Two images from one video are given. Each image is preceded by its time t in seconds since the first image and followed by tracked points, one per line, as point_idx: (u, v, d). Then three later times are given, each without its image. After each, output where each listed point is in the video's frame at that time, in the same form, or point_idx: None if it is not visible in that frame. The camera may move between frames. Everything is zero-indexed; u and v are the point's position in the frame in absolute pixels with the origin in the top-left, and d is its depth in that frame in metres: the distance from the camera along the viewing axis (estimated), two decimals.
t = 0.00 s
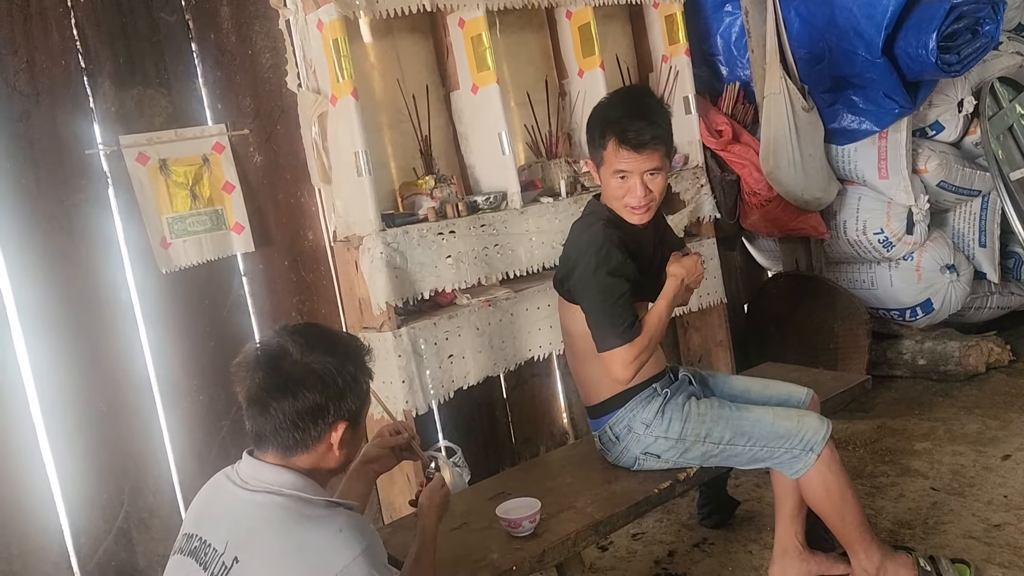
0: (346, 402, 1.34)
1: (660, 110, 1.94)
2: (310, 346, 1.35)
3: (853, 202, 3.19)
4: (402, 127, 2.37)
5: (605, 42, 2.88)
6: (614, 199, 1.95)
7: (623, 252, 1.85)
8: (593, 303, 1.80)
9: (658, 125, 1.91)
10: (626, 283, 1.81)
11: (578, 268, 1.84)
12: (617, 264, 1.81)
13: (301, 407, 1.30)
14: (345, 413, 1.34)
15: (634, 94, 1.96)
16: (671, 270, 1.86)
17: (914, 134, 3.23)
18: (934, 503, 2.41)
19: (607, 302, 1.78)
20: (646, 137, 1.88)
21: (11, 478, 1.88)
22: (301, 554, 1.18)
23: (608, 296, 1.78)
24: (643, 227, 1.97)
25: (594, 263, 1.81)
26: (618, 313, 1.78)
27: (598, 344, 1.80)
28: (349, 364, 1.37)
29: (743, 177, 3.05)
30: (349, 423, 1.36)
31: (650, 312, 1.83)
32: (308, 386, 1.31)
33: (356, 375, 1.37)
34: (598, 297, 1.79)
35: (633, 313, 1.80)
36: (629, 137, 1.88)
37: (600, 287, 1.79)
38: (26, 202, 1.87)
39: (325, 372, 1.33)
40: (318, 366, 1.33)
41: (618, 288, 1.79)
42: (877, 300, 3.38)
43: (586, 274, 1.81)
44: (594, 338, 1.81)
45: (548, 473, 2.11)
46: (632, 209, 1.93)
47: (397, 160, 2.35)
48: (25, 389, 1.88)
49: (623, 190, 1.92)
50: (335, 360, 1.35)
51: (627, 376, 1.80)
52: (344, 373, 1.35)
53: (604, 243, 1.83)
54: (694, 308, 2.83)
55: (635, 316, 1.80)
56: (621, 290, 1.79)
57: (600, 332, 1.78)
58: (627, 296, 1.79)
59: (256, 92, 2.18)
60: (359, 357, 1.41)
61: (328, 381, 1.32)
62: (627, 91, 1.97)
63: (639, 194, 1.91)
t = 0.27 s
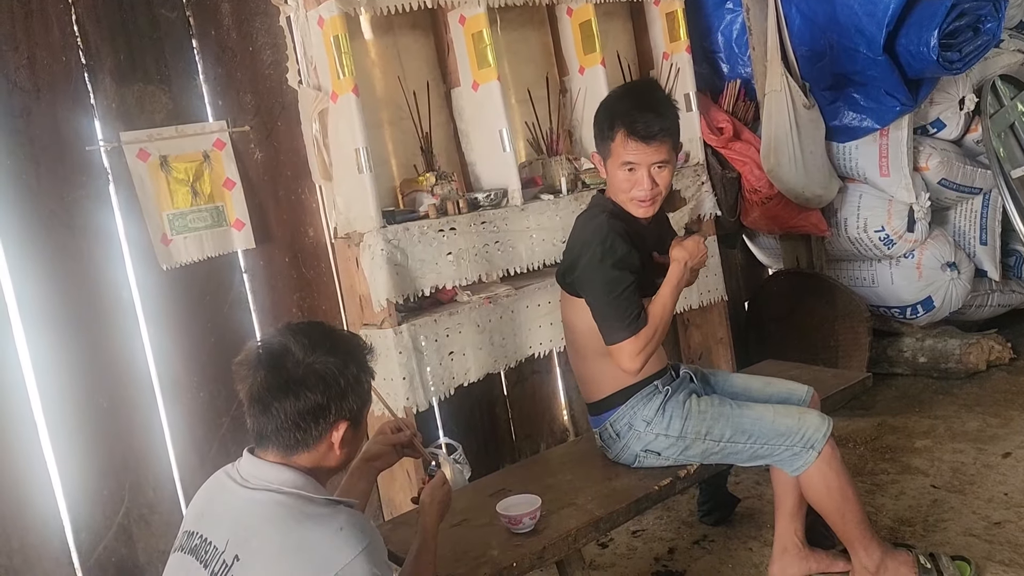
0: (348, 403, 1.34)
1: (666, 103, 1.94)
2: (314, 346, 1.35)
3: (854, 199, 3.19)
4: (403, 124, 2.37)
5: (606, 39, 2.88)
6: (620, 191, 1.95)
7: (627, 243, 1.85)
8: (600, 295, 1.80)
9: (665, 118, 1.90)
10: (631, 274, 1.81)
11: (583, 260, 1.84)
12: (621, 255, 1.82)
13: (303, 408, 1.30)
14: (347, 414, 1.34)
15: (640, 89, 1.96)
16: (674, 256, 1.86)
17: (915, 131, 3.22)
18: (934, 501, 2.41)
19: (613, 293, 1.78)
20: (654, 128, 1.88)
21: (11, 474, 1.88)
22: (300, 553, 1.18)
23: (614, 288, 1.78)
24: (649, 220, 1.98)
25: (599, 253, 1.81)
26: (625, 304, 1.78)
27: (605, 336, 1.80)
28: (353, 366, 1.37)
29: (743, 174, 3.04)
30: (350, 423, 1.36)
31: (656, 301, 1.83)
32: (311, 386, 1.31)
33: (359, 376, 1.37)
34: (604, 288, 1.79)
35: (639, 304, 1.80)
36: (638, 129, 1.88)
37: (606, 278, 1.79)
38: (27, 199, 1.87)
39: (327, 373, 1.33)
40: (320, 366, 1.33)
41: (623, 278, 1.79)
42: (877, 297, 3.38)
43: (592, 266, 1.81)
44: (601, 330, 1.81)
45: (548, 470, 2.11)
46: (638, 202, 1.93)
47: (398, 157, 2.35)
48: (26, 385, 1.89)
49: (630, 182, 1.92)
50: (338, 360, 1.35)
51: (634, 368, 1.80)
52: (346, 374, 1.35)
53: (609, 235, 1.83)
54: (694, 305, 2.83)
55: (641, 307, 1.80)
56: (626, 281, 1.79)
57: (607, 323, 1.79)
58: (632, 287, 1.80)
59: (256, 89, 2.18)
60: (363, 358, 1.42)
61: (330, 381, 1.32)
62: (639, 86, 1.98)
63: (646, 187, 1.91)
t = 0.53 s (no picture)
0: (343, 404, 1.34)
1: (664, 101, 1.94)
2: (311, 346, 1.35)
3: (851, 199, 3.19)
4: (400, 124, 2.37)
5: (603, 39, 2.88)
6: (615, 189, 1.94)
7: (627, 241, 1.85)
8: (597, 292, 1.80)
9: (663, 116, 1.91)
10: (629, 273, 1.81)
11: (583, 256, 1.85)
12: (621, 253, 1.81)
13: (299, 408, 1.30)
14: (344, 413, 1.34)
15: (637, 87, 1.96)
16: (674, 256, 1.86)
17: (912, 131, 3.23)
18: (931, 500, 2.41)
19: (610, 290, 1.78)
20: (647, 126, 1.88)
21: (7, 474, 1.87)
22: (298, 552, 1.18)
23: (611, 285, 1.78)
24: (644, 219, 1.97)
25: (598, 250, 1.81)
26: (621, 302, 1.78)
27: (599, 332, 1.80)
28: (349, 365, 1.37)
29: (741, 174, 3.05)
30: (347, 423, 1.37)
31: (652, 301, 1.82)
32: (307, 387, 1.31)
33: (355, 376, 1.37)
34: (602, 285, 1.79)
35: (635, 302, 1.80)
36: (631, 126, 1.88)
37: (603, 275, 1.79)
38: (23, 198, 1.87)
39: (324, 373, 1.32)
40: (316, 366, 1.32)
41: (621, 277, 1.79)
42: (875, 297, 3.38)
43: (592, 263, 1.81)
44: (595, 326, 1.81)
45: (545, 470, 2.11)
46: (631, 201, 1.92)
47: (395, 156, 2.35)
48: (23, 384, 1.88)
49: (623, 181, 1.92)
50: (334, 360, 1.34)
51: (627, 366, 1.80)
52: (343, 375, 1.34)
53: (609, 232, 1.83)
54: (692, 305, 2.83)
55: (637, 305, 1.80)
56: (625, 280, 1.79)
57: (602, 320, 1.79)
58: (630, 285, 1.79)
59: (253, 88, 2.18)
60: (359, 357, 1.41)
61: (326, 381, 1.32)
62: (636, 83, 1.98)
63: (638, 185, 1.90)
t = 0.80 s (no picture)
0: (343, 405, 1.34)
1: (662, 101, 1.94)
2: (310, 348, 1.35)
3: (846, 200, 3.19)
4: (396, 124, 2.37)
5: (599, 39, 2.88)
6: (612, 187, 1.94)
7: (620, 238, 1.85)
8: (573, 279, 1.83)
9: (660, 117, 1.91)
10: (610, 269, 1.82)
11: (574, 243, 1.86)
12: (608, 248, 1.82)
13: (297, 407, 1.29)
14: (342, 413, 1.34)
15: (636, 86, 1.96)
16: (664, 270, 1.84)
17: (907, 132, 3.23)
18: (926, 501, 2.42)
19: (583, 279, 1.81)
20: (643, 123, 1.88)
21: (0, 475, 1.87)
22: (294, 553, 1.18)
23: (587, 274, 1.81)
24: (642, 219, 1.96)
25: (587, 240, 1.82)
26: (589, 293, 1.80)
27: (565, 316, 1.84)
28: (347, 366, 1.36)
29: (736, 174, 3.05)
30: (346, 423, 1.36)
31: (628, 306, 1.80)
32: (305, 387, 1.31)
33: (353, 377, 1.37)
34: (578, 274, 1.82)
35: (608, 296, 1.82)
36: (627, 123, 1.89)
37: (582, 266, 1.82)
38: (17, 199, 1.86)
39: (322, 374, 1.32)
40: (315, 367, 1.32)
41: (598, 271, 1.81)
42: (870, 298, 3.39)
43: (580, 250, 1.83)
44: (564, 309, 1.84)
45: (541, 470, 2.11)
46: (629, 199, 1.92)
47: (390, 157, 2.35)
48: (17, 385, 1.88)
49: (620, 178, 1.92)
50: (332, 362, 1.34)
51: (582, 354, 1.83)
52: (341, 376, 1.34)
53: (603, 226, 1.83)
54: (687, 305, 2.83)
55: (609, 301, 1.82)
56: (602, 273, 1.81)
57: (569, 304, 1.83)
58: (606, 280, 1.81)
59: (249, 88, 2.18)
60: (357, 359, 1.41)
61: (325, 382, 1.32)
62: (632, 83, 1.98)
63: (635, 183, 1.90)
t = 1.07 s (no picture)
0: (342, 405, 1.34)
1: (660, 101, 1.94)
2: (308, 348, 1.34)
3: (842, 200, 3.19)
4: (391, 124, 2.37)
5: (595, 40, 2.88)
6: (608, 186, 1.93)
7: (615, 238, 1.86)
8: (570, 278, 1.81)
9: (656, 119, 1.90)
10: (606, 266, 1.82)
11: (568, 242, 1.85)
12: (603, 246, 1.82)
13: (295, 407, 1.29)
14: (340, 414, 1.34)
15: (633, 86, 1.96)
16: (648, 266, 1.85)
17: (903, 132, 3.23)
18: (921, 501, 2.42)
19: (581, 278, 1.79)
20: (640, 124, 1.88)
21: None
22: (291, 553, 1.17)
23: (585, 274, 1.79)
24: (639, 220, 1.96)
25: (582, 239, 1.82)
26: (588, 292, 1.78)
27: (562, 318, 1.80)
28: (345, 367, 1.36)
29: (732, 175, 3.05)
30: (343, 424, 1.36)
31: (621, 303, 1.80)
32: (303, 387, 1.30)
33: (351, 377, 1.36)
34: (575, 273, 1.80)
35: (606, 297, 1.80)
36: (623, 123, 1.89)
37: (579, 264, 1.80)
38: (11, 199, 1.85)
39: (320, 375, 1.32)
40: (313, 367, 1.32)
41: (596, 268, 1.80)
42: (865, 298, 3.39)
43: (574, 249, 1.82)
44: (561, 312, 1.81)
45: (537, 471, 2.11)
46: (625, 199, 1.91)
47: (386, 157, 2.35)
48: (11, 386, 1.87)
49: (617, 178, 1.91)
50: (330, 362, 1.34)
51: (583, 356, 1.79)
52: (340, 377, 1.34)
53: (597, 225, 1.83)
54: (684, 306, 2.83)
55: (606, 301, 1.80)
56: (600, 271, 1.80)
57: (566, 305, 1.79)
58: (604, 278, 1.80)
59: (244, 88, 2.18)
60: (354, 360, 1.40)
61: (323, 383, 1.31)
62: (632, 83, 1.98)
63: (632, 182, 1.90)
